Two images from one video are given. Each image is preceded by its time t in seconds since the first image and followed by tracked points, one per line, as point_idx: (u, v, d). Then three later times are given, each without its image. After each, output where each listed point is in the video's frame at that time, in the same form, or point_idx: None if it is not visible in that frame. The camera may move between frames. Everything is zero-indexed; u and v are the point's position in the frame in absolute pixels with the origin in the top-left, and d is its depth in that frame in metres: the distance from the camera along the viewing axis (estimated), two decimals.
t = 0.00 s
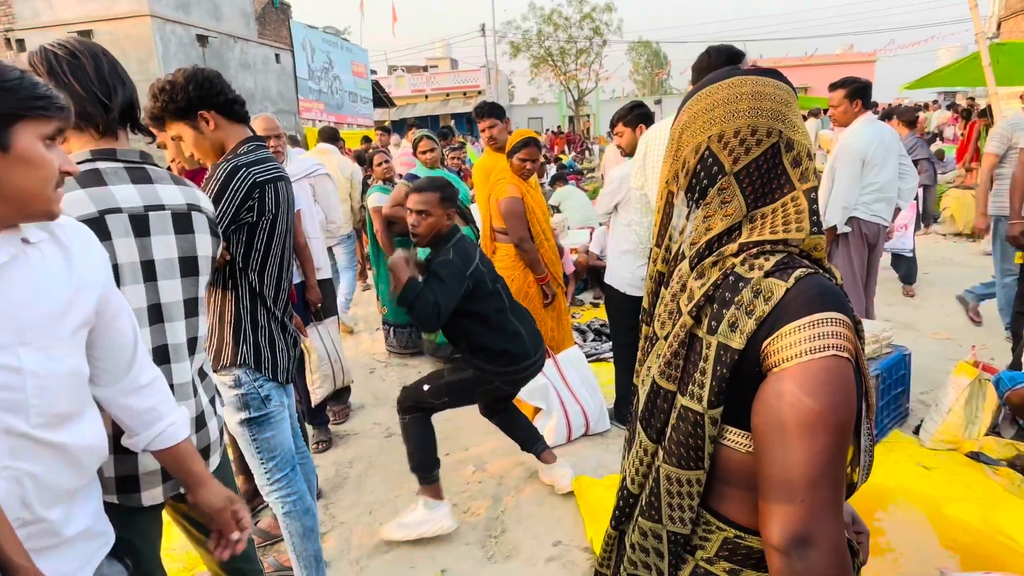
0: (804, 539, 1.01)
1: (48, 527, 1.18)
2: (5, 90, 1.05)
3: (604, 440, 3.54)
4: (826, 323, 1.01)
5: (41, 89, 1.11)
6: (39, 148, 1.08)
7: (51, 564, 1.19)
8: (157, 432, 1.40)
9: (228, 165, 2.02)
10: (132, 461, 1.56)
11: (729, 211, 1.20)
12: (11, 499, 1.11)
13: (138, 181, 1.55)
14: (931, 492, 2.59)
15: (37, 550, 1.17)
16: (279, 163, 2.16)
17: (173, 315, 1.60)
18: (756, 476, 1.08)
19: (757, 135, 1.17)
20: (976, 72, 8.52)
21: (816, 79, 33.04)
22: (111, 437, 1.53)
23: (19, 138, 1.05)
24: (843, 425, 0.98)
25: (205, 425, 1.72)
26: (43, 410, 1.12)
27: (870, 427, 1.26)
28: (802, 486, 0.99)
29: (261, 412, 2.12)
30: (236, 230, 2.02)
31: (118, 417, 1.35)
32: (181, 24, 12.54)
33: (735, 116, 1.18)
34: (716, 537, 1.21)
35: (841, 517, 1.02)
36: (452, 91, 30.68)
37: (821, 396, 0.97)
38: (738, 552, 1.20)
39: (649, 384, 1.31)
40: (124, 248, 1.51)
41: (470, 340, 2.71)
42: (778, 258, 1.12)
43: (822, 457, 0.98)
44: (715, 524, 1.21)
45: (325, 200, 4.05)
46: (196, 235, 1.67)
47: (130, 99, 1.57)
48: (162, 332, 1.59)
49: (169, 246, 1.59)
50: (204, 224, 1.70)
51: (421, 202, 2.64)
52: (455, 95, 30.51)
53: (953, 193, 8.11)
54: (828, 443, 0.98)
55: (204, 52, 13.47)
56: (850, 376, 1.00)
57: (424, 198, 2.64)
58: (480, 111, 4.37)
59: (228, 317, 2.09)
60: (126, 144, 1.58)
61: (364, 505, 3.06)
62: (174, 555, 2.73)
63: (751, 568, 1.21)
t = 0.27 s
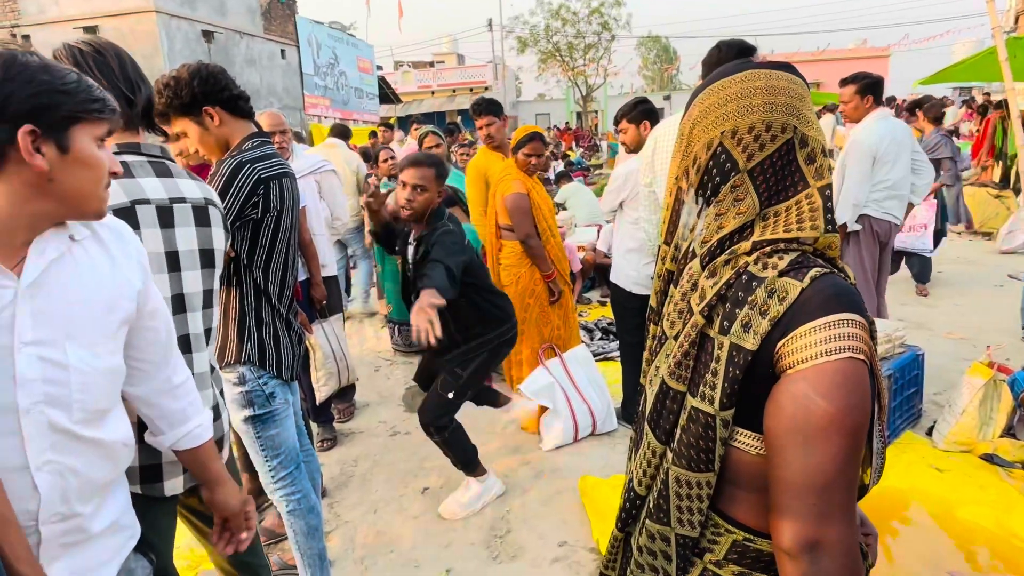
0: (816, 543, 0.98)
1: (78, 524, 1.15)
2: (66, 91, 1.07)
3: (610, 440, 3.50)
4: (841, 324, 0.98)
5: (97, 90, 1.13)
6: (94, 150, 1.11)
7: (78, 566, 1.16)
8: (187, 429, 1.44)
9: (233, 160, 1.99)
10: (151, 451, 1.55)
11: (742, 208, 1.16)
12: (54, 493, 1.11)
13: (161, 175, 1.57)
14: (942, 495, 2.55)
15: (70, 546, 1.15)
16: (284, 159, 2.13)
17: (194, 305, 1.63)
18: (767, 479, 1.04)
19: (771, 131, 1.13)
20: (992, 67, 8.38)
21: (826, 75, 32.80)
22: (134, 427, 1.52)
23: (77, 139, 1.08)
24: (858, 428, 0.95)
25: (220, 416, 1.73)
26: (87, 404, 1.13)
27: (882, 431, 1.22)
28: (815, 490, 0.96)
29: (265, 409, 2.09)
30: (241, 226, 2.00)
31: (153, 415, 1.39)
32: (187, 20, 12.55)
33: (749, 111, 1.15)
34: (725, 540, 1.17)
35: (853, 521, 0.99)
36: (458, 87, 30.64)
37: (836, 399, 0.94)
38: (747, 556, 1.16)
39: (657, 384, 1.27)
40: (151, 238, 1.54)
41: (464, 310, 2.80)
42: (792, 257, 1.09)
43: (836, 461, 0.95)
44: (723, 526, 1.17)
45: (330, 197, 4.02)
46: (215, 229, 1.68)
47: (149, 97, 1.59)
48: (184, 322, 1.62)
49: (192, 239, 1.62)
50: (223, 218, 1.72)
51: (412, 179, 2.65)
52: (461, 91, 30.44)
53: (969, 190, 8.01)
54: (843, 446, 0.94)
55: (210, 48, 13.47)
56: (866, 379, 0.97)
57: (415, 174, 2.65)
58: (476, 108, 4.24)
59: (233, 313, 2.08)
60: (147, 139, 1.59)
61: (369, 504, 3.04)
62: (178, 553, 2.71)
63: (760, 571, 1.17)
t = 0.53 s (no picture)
0: (827, 547, 0.97)
1: (115, 516, 1.20)
2: (118, 98, 1.11)
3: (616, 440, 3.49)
4: (853, 325, 0.96)
5: (145, 97, 1.18)
6: (143, 155, 1.16)
7: (115, 556, 1.21)
8: (177, 437, 1.46)
9: (241, 159, 1.99)
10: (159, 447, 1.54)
11: (751, 209, 1.15)
12: (96, 485, 1.16)
13: (169, 173, 1.58)
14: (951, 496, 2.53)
15: (107, 538, 1.20)
16: (291, 158, 2.12)
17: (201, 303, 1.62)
18: (777, 482, 1.03)
19: (781, 131, 1.12)
20: (1004, 64, 8.29)
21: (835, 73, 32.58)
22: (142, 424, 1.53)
23: (127, 144, 1.13)
24: (870, 430, 0.93)
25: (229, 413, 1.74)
26: (131, 398, 1.19)
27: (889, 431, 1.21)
28: (826, 493, 0.94)
29: (272, 408, 2.09)
30: (248, 225, 2.00)
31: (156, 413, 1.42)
32: (194, 18, 12.58)
33: (758, 111, 1.13)
34: (733, 542, 1.16)
35: (865, 523, 0.98)
36: (464, 85, 30.61)
37: (848, 401, 0.93)
38: (755, 558, 1.15)
39: (664, 386, 1.25)
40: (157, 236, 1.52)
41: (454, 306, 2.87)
42: (802, 258, 1.07)
43: (848, 464, 0.93)
44: (731, 529, 1.16)
45: (336, 196, 4.01)
46: (224, 227, 1.67)
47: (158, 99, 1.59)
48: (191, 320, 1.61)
49: (200, 238, 1.61)
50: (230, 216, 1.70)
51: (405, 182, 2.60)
52: (467, 89, 30.39)
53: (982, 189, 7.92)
54: (855, 449, 0.93)
55: (216, 46, 13.49)
56: (878, 381, 0.95)
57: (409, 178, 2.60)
58: (471, 110, 4.13)
59: (239, 312, 2.07)
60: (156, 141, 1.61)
61: (374, 503, 3.04)
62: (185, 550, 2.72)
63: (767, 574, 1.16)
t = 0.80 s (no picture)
0: (837, 548, 0.96)
1: (132, 510, 1.25)
2: (141, 99, 1.16)
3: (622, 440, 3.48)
4: (863, 324, 0.95)
5: (165, 99, 1.23)
6: (163, 154, 1.21)
7: (133, 550, 1.26)
8: (204, 429, 1.52)
9: (249, 157, 1.99)
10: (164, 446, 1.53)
11: (758, 208, 1.13)
12: (115, 477, 1.20)
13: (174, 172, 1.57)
14: (959, 497, 2.52)
15: (125, 533, 1.24)
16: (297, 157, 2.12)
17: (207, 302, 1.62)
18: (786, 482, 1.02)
19: (789, 129, 1.10)
20: (1014, 61, 8.21)
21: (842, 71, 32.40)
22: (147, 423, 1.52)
23: (148, 144, 1.17)
24: (880, 430, 0.92)
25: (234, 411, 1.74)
26: (147, 394, 1.24)
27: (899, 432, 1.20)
28: (837, 493, 0.93)
29: (277, 407, 2.09)
30: (256, 224, 2.00)
31: (180, 408, 1.47)
32: (199, 17, 12.60)
33: (765, 109, 1.12)
34: (740, 543, 1.15)
35: (875, 524, 0.97)
36: (469, 84, 30.58)
37: (858, 401, 0.91)
38: (762, 559, 1.14)
39: (672, 385, 1.24)
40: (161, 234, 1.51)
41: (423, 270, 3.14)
42: (811, 257, 1.06)
43: (858, 464, 0.92)
44: (738, 530, 1.15)
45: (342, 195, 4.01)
46: (229, 226, 1.67)
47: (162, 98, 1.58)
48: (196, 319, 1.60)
49: (205, 236, 1.60)
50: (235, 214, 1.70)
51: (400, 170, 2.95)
52: (472, 87, 30.38)
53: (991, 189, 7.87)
54: (865, 449, 0.92)
55: (221, 45, 13.51)
56: (888, 381, 0.94)
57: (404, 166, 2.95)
58: (463, 116, 4.05)
59: (246, 311, 2.06)
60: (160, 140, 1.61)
61: (379, 502, 3.04)
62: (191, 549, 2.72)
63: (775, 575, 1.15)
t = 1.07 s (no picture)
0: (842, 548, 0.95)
1: (143, 508, 1.25)
2: (150, 99, 1.16)
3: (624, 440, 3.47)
4: (868, 324, 0.94)
5: (173, 99, 1.23)
6: (172, 154, 1.21)
7: (143, 547, 1.26)
8: (221, 423, 1.52)
9: (253, 157, 1.98)
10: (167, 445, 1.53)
11: (762, 208, 1.13)
12: (127, 475, 1.21)
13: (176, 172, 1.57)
14: (963, 498, 2.51)
15: (135, 530, 1.24)
16: (301, 157, 2.12)
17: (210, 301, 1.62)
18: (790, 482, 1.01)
19: (792, 128, 1.10)
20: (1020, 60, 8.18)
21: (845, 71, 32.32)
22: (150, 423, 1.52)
23: (157, 143, 1.17)
24: (885, 430, 0.92)
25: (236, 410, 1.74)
26: (157, 392, 1.24)
27: (903, 432, 1.19)
28: (841, 493, 0.93)
29: (281, 406, 2.08)
30: (260, 224, 1.99)
31: (194, 404, 1.47)
32: (202, 16, 12.62)
33: (768, 109, 1.11)
34: (745, 543, 1.14)
35: (880, 524, 0.96)
36: (472, 83, 30.57)
37: (862, 401, 0.91)
38: (766, 560, 1.13)
39: (675, 385, 1.23)
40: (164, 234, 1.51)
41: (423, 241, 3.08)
42: (815, 257, 1.05)
43: (863, 464, 0.92)
44: (743, 530, 1.14)
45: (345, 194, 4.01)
46: (232, 225, 1.67)
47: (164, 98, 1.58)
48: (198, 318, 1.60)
49: (208, 235, 1.60)
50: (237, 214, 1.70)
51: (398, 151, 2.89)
52: (475, 87, 30.37)
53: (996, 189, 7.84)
54: (869, 449, 0.91)
55: (224, 44, 13.53)
56: (892, 380, 0.94)
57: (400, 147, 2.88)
58: (461, 117, 4.06)
59: (250, 311, 2.06)
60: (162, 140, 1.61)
61: (382, 502, 3.03)
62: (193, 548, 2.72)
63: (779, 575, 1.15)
